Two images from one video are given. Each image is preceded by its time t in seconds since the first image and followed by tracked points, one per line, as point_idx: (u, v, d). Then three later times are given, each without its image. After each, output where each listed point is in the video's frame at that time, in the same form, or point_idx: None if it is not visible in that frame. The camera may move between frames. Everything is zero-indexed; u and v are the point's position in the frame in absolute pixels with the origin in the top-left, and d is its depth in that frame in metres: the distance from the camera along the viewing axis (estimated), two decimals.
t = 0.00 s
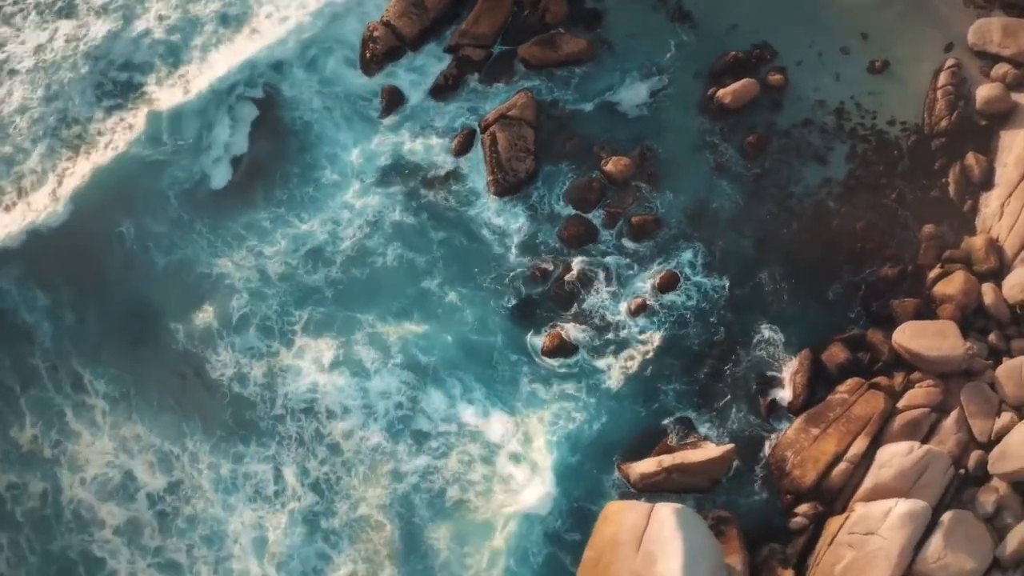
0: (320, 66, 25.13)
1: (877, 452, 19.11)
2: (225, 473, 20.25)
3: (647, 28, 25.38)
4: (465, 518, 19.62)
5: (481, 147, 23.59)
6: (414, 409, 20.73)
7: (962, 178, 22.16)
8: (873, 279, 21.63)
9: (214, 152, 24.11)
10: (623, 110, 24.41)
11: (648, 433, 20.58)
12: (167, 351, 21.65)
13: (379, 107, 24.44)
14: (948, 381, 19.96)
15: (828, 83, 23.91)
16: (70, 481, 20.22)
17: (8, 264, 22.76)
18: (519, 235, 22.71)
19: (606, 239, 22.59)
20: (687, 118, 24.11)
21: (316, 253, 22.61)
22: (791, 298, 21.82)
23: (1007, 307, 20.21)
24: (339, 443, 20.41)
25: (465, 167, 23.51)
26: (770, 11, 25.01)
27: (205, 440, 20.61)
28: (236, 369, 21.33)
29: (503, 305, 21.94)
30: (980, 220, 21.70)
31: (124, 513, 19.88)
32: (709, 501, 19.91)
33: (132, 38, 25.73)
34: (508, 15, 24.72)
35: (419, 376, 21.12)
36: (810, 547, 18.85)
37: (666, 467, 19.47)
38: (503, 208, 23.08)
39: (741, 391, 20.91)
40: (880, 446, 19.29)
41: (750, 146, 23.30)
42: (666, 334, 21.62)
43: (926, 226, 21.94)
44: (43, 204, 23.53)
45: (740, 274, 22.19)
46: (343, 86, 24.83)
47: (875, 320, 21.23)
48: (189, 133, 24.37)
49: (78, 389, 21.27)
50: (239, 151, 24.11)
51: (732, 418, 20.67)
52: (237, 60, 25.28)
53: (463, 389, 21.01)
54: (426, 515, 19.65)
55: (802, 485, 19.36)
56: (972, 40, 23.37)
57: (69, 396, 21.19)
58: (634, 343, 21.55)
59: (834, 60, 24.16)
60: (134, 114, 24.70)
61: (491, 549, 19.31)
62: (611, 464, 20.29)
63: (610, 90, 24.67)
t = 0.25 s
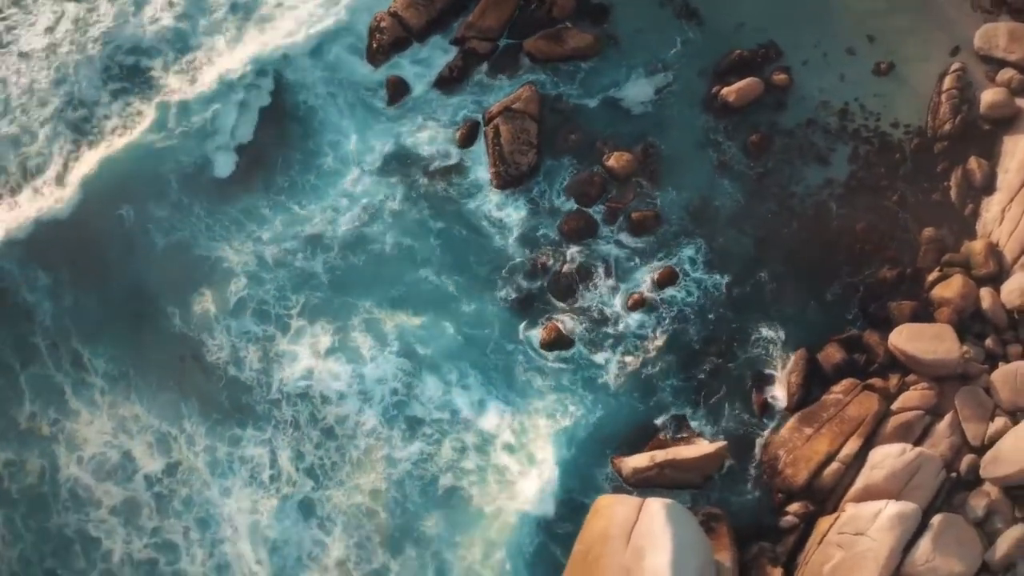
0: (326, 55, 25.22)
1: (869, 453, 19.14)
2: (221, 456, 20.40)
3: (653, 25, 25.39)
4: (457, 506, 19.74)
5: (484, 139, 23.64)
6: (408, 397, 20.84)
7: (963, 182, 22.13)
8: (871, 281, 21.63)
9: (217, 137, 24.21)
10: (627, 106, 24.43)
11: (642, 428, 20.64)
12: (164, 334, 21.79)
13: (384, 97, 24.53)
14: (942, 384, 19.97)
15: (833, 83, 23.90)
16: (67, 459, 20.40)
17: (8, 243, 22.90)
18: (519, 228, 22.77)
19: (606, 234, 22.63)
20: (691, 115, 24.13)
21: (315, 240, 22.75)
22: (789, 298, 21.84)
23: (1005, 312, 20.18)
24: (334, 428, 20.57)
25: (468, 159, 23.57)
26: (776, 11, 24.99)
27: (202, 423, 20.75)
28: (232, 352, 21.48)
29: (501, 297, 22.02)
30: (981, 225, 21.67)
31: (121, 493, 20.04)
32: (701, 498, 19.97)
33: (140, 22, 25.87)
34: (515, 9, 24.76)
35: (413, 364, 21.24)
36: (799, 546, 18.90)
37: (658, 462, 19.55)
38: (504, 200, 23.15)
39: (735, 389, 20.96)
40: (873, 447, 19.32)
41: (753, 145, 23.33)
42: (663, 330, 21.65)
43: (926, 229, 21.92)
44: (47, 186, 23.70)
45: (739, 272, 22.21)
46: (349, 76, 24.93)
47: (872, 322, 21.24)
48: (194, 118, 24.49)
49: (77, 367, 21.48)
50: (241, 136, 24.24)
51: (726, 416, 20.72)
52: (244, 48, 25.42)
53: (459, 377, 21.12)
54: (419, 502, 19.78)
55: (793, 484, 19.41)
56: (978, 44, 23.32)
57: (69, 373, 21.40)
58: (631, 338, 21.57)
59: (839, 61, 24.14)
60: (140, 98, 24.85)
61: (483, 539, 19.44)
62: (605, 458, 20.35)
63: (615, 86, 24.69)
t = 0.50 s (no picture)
0: (331, 43, 25.27)
1: (861, 454, 19.15)
2: (217, 439, 20.53)
3: (659, 22, 25.40)
4: (450, 495, 19.83)
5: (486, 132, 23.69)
6: (402, 385, 20.92)
7: (965, 186, 22.10)
8: (869, 282, 21.62)
9: (221, 123, 24.31)
10: (631, 102, 24.45)
11: (636, 423, 20.68)
12: (160, 316, 21.93)
13: (389, 87, 24.60)
14: (937, 387, 19.96)
15: (837, 85, 23.88)
16: (65, 438, 20.55)
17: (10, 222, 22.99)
18: (519, 220, 22.83)
19: (605, 229, 22.66)
20: (694, 113, 24.14)
21: (314, 227, 22.88)
22: (786, 297, 21.86)
23: (1002, 317, 20.14)
24: (328, 412, 20.68)
25: (470, 151, 23.63)
26: (783, 11, 24.97)
27: (198, 405, 20.87)
28: (229, 335, 21.60)
29: (499, 288, 22.09)
30: (981, 229, 21.63)
31: (119, 474, 20.18)
32: (692, 494, 20.00)
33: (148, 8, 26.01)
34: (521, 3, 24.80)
35: (404, 348, 21.36)
36: (789, 544, 18.93)
37: (650, 457, 19.66)
38: (505, 193, 23.21)
39: (730, 387, 20.99)
40: (865, 447, 19.34)
41: (755, 144, 23.33)
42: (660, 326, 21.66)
43: (926, 232, 21.89)
44: (51, 167, 23.84)
45: (737, 271, 22.22)
46: (353, 65, 24.99)
47: (869, 323, 21.25)
48: (199, 103, 24.59)
49: (77, 344, 21.65)
50: (242, 120, 24.34)
51: (720, 413, 20.76)
52: (250, 36, 25.52)
53: (454, 366, 21.19)
54: (412, 489, 19.88)
55: (784, 482, 19.45)
56: (984, 49, 23.25)
57: (69, 351, 21.57)
58: (627, 333, 21.60)
59: (844, 63, 24.12)
60: (145, 82, 24.95)
61: (475, 528, 19.52)
62: (597, 452, 20.37)
63: (619, 82, 24.72)
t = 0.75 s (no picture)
0: (336, 31, 25.29)
1: (852, 454, 19.18)
2: (214, 422, 20.66)
3: (665, 19, 25.39)
4: (444, 484, 19.93)
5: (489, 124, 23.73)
6: (398, 373, 21.00)
7: (966, 191, 22.08)
8: (867, 284, 21.62)
9: (225, 108, 24.38)
10: (634, 98, 24.47)
11: (629, 418, 20.73)
12: (158, 297, 22.08)
13: (393, 78, 24.66)
14: (931, 390, 19.97)
15: (841, 86, 23.85)
16: (63, 417, 20.71)
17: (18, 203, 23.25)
18: (519, 213, 22.88)
19: (605, 224, 22.69)
20: (697, 111, 24.15)
21: (313, 212, 23.01)
22: (783, 296, 21.87)
23: (998, 322, 20.13)
24: (324, 397, 20.79)
25: (472, 143, 23.69)
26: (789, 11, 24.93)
27: (196, 388, 21.00)
28: (227, 319, 21.72)
29: (497, 280, 22.16)
30: (980, 234, 21.61)
31: (117, 454, 20.33)
32: (684, 489, 20.05)
33: None
34: None
35: (400, 337, 21.46)
36: (778, 543, 18.98)
37: (643, 452, 19.68)
38: (506, 185, 23.27)
39: (725, 385, 21.03)
40: (857, 448, 19.36)
41: (757, 143, 23.34)
42: (656, 322, 21.71)
43: (925, 235, 21.88)
44: (56, 148, 23.97)
45: (735, 269, 22.25)
46: (358, 54, 25.05)
47: (866, 325, 21.26)
48: (203, 89, 24.68)
49: (77, 322, 21.86)
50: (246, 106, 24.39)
51: (713, 410, 20.80)
52: (256, 22, 25.56)
53: (450, 356, 21.26)
54: (406, 477, 19.97)
55: (775, 481, 19.49)
56: (990, 54, 23.18)
57: (69, 330, 21.75)
58: (624, 328, 21.65)
59: (849, 64, 24.09)
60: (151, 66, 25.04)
61: (468, 517, 19.62)
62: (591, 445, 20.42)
63: (623, 79, 24.74)
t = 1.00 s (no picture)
0: (345, 22, 25.45)
1: (844, 455, 19.21)
2: (211, 405, 20.78)
3: (672, 17, 25.42)
4: (438, 473, 20.01)
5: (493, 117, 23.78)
6: (394, 361, 21.09)
7: (968, 196, 22.05)
8: (866, 286, 21.61)
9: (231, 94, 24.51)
10: (639, 95, 24.50)
11: (623, 413, 20.77)
12: (158, 279, 22.24)
13: (399, 69, 24.75)
14: (926, 394, 19.97)
15: (846, 88, 23.84)
16: (62, 395, 20.90)
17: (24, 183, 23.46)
18: (520, 206, 22.94)
19: (605, 219, 22.73)
20: (701, 109, 24.16)
21: (314, 199, 23.13)
22: (781, 296, 21.89)
23: (995, 328, 20.10)
24: (320, 382, 20.90)
25: (476, 135, 23.75)
26: (796, 12, 24.93)
27: (194, 370, 21.14)
28: (226, 303, 21.84)
29: (495, 271, 22.23)
30: (981, 240, 21.58)
31: (115, 434, 20.49)
32: (676, 485, 20.10)
33: None
34: None
35: (398, 326, 21.53)
36: (767, 541, 19.03)
37: (635, 448, 19.75)
38: (508, 178, 23.32)
39: (719, 383, 21.07)
40: (849, 449, 19.38)
41: (760, 142, 23.35)
42: (654, 318, 21.75)
43: (925, 239, 21.86)
44: (62, 129, 24.13)
45: (734, 267, 22.27)
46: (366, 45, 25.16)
47: (862, 327, 21.25)
48: (211, 75, 24.85)
49: (79, 300, 22.06)
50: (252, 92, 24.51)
51: (708, 407, 20.84)
52: (265, 10, 25.70)
53: (447, 345, 21.34)
54: (400, 465, 20.06)
55: (767, 480, 19.54)
56: (996, 60, 23.12)
57: (71, 309, 21.94)
58: (621, 324, 21.69)
59: (855, 66, 24.07)
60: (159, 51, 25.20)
61: (460, 506, 19.70)
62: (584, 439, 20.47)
63: (629, 75, 24.76)
